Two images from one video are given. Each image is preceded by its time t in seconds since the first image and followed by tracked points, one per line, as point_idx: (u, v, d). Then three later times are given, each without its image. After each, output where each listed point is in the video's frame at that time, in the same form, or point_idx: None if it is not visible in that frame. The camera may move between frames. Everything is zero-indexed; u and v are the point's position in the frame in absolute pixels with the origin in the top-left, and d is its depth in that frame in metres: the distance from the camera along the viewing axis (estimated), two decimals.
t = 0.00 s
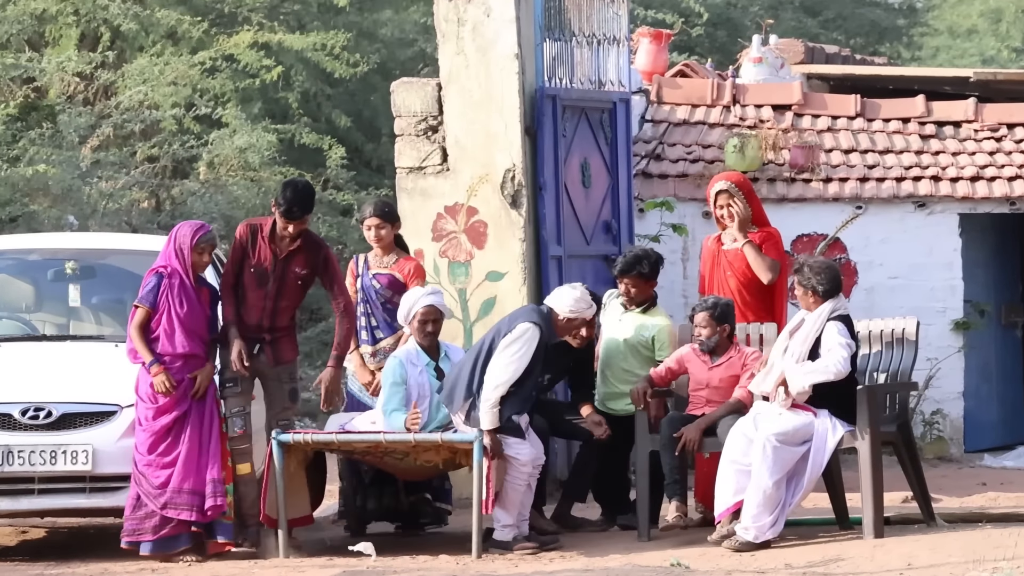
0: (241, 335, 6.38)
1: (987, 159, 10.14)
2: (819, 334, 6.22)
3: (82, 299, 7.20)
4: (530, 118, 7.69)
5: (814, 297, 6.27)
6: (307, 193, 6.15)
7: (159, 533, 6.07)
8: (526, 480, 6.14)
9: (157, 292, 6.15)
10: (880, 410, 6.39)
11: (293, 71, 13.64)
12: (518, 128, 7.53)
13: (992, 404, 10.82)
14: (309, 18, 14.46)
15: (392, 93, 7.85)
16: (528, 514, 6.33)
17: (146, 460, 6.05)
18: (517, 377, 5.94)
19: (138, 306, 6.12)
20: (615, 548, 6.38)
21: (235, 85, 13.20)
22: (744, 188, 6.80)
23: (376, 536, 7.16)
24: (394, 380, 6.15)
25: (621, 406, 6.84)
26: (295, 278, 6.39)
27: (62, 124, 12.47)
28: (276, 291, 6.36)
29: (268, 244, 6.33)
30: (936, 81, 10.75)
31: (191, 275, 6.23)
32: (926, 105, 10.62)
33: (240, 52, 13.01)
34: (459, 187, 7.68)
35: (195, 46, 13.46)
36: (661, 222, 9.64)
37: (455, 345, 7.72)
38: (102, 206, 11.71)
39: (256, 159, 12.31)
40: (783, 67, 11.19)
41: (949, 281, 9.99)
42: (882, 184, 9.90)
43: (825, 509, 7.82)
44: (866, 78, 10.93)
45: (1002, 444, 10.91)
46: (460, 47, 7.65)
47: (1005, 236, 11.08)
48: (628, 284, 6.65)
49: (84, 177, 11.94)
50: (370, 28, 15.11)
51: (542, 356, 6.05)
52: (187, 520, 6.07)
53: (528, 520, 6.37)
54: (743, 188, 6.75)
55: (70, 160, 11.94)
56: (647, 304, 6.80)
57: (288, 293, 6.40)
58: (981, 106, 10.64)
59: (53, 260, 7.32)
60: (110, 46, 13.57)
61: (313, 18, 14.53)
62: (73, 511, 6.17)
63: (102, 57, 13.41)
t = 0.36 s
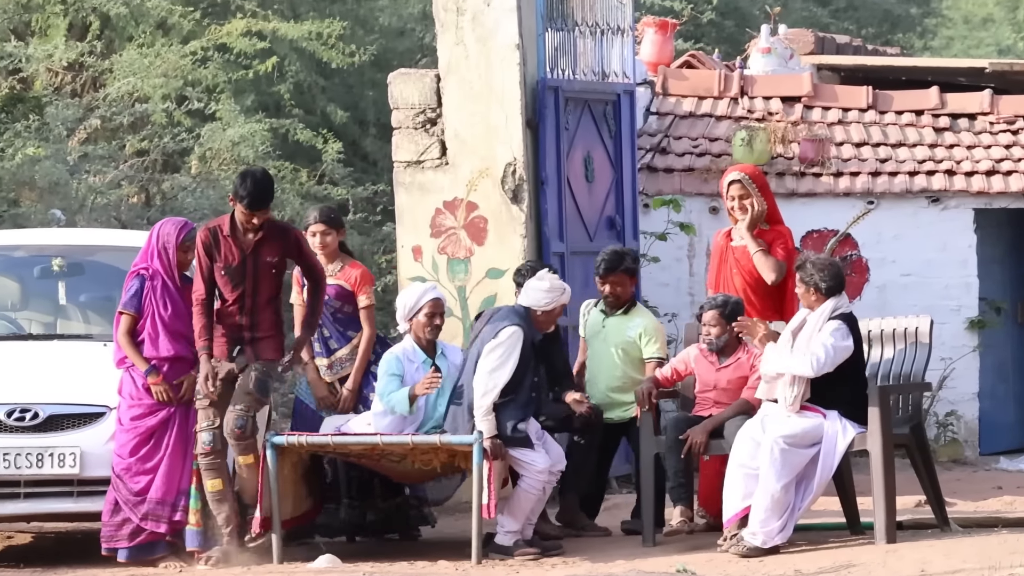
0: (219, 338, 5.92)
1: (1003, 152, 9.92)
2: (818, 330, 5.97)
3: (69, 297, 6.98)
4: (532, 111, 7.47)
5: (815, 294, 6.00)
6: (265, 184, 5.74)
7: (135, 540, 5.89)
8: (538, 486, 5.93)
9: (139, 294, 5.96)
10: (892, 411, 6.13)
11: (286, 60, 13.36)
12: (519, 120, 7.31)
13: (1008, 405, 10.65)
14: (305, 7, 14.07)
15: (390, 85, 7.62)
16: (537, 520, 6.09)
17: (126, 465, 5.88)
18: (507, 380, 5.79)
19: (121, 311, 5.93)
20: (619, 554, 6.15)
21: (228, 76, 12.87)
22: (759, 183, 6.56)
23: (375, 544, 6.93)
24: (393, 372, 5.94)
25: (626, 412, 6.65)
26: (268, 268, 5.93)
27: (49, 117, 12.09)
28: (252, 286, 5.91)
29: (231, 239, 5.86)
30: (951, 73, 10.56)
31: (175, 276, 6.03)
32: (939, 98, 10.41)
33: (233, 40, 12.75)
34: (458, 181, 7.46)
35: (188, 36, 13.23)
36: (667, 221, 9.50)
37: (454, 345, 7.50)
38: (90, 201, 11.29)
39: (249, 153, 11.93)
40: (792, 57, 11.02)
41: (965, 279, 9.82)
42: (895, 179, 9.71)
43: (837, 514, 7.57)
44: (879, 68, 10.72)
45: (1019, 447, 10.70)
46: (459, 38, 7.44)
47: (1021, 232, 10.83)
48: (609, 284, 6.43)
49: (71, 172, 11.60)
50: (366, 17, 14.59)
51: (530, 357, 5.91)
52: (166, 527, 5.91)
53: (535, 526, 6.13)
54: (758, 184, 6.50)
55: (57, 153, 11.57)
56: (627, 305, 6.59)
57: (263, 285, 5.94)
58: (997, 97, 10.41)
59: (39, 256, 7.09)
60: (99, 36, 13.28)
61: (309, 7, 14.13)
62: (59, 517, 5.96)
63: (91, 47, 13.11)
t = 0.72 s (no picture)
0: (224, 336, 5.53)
1: (1014, 139, 9.79)
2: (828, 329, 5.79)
3: (57, 286, 6.81)
4: (531, 96, 7.33)
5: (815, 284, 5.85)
6: (265, 188, 5.35)
7: (129, 535, 5.72)
8: (534, 480, 5.70)
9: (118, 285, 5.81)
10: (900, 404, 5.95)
11: (279, 45, 13.18)
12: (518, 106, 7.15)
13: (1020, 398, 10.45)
14: None
15: (385, 69, 7.43)
16: (542, 510, 5.94)
17: (115, 457, 5.71)
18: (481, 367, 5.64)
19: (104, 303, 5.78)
20: (621, 550, 5.96)
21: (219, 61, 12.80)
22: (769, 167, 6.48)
23: (370, 541, 6.75)
24: (393, 361, 5.75)
25: (614, 403, 6.40)
26: (266, 266, 5.54)
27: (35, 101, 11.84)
28: (253, 287, 5.52)
29: (225, 244, 5.43)
30: (961, 56, 10.42)
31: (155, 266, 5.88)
32: (949, 83, 10.22)
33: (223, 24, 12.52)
34: (455, 169, 7.28)
35: (178, 19, 13.08)
36: (669, 209, 9.35)
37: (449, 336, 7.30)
38: (78, 188, 11.01)
39: (243, 140, 11.75)
40: (798, 42, 10.86)
41: (975, 269, 9.64)
42: (903, 166, 9.54)
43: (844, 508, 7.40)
44: (888, 52, 10.55)
45: None
46: (456, 21, 7.26)
47: None
48: (580, 268, 6.23)
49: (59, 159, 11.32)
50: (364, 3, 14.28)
51: (502, 340, 5.74)
52: (160, 522, 5.74)
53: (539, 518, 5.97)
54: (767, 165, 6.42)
55: (43, 139, 11.28)
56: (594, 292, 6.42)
57: (263, 285, 5.56)
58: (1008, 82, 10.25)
59: (26, 245, 6.91)
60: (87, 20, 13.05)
61: None
62: (45, 512, 5.77)
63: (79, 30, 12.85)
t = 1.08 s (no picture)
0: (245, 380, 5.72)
1: (1006, 124, 9.77)
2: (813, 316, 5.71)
3: (43, 272, 6.73)
4: (522, 81, 7.28)
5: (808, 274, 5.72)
6: (266, 290, 5.49)
7: (115, 523, 5.70)
8: (522, 462, 5.67)
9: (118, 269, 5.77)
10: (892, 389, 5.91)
11: (266, 29, 13.18)
12: (508, 91, 7.10)
13: (1012, 384, 10.45)
14: None
15: (375, 54, 7.38)
16: (539, 501, 5.89)
17: (103, 444, 5.66)
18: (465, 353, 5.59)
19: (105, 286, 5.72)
20: (614, 538, 5.92)
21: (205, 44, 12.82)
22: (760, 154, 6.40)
23: (360, 527, 6.71)
24: (383, 351, 5.64)
25: (602, 388, 6.38)
26: (281, 338, 5.68)
27: (21, 86, 11.67)
28: (268, 354, 5.69)
29: (235, 329, 5.60)
30: (954, 40, 10.40)
31: (151, 254, 5.85)
32: (943, 67, 10.17)
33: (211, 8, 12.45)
34: (445, 154, 7.25)
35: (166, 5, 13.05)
36: (661, 190, 9.31)
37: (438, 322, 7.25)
38: (65, 173, 10.93)
39: (234, 124, 11.76)
40: (790, 26, 10.83)
41: (968, 255, 9.61)
42: (895, 151, 9.51)
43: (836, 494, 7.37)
44: (881, 36, 10.51)
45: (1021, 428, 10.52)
46: (446, 5, 7.22)
47: None
48: (592, 248, 6.16)
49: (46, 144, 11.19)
50: None
51: (485, 329, 5.70)
52: (147, 511, 5.71)
53: (537, 510, 5.93)
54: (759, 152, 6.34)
55: (30, 125, 11.14)
56: (603, 275, 6.35)
57: (281, 351, 5.72)
58: (1002, 66, 10.21)
59: (13, 231, 6.83)
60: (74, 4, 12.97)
61: None
62: (32, 499, 5.72)
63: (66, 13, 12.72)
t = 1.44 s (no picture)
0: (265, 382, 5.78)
1: (1004, 120, 9.77)
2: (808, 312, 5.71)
3: (41, 268, 6.71)
4: (520, 77, 7.27)
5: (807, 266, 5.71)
6: (279, 251, 5.50)
7: (112, 517, 5.70)
8: (519, 457, 5.66)
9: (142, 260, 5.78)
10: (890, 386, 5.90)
11: (265, 29, 13.13)
12: (507, 87, 7.10)
13: (1010, 381, 10.47)
14: None
15: (374, 50, 7.38)
16: (536, 497, 5.89)
17: (109, 436, 5.69)
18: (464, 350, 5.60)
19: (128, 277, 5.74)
20: (612, 534, 5.92)
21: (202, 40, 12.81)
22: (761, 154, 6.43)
23: (358, 524, 6.71)
24: (379, 347, 5.69)
25: (594, 382, 6.36)
26: (298, 327, 5.75)
27: (19, 83, 11.75)
28: (287, 346, 5.76)
29: (258, 316, 5.63)
30: (952, 36, 10.40)
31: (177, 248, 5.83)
32: (941, 63, 10.18)
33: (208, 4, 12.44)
34: (443, 150, 7.25)
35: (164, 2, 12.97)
36: (659, 189, 9.32)
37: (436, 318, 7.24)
38: (63, 169, 10.92)
39: (231, 120, 11.80)
40: (788, 22, 10.83)
41: (966, 251, 9.62)
42: (894, 147, 9.51)
43: (834, 490, 7.37)
44: (879, 32, 10.51)
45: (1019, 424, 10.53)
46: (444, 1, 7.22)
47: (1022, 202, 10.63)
48: (603, 244, 6.20)
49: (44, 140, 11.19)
50: None
51: (485, 327, 5.71)
52: (146, 509, 5.72)
53: (535, 507, 5.93)
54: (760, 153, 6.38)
55: (27, 121, 11.16)
56: (610, 272, 6.36)
57: (298, 343, 5.80)
58: (1000, 63, 10.21)
59: (11, 227, 6.83)
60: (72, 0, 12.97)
61: None
62: (31, 495, 5.72)
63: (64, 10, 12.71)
